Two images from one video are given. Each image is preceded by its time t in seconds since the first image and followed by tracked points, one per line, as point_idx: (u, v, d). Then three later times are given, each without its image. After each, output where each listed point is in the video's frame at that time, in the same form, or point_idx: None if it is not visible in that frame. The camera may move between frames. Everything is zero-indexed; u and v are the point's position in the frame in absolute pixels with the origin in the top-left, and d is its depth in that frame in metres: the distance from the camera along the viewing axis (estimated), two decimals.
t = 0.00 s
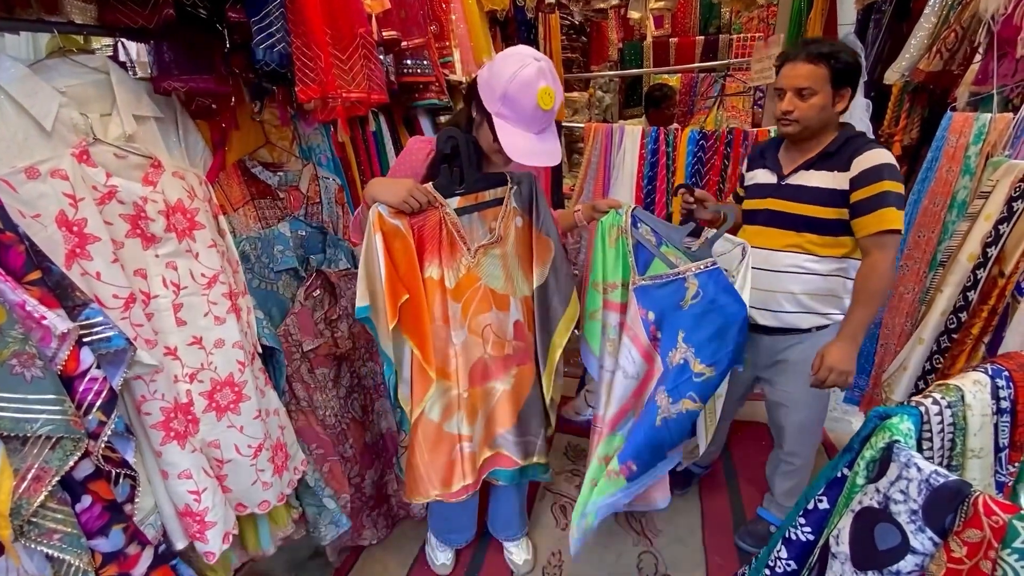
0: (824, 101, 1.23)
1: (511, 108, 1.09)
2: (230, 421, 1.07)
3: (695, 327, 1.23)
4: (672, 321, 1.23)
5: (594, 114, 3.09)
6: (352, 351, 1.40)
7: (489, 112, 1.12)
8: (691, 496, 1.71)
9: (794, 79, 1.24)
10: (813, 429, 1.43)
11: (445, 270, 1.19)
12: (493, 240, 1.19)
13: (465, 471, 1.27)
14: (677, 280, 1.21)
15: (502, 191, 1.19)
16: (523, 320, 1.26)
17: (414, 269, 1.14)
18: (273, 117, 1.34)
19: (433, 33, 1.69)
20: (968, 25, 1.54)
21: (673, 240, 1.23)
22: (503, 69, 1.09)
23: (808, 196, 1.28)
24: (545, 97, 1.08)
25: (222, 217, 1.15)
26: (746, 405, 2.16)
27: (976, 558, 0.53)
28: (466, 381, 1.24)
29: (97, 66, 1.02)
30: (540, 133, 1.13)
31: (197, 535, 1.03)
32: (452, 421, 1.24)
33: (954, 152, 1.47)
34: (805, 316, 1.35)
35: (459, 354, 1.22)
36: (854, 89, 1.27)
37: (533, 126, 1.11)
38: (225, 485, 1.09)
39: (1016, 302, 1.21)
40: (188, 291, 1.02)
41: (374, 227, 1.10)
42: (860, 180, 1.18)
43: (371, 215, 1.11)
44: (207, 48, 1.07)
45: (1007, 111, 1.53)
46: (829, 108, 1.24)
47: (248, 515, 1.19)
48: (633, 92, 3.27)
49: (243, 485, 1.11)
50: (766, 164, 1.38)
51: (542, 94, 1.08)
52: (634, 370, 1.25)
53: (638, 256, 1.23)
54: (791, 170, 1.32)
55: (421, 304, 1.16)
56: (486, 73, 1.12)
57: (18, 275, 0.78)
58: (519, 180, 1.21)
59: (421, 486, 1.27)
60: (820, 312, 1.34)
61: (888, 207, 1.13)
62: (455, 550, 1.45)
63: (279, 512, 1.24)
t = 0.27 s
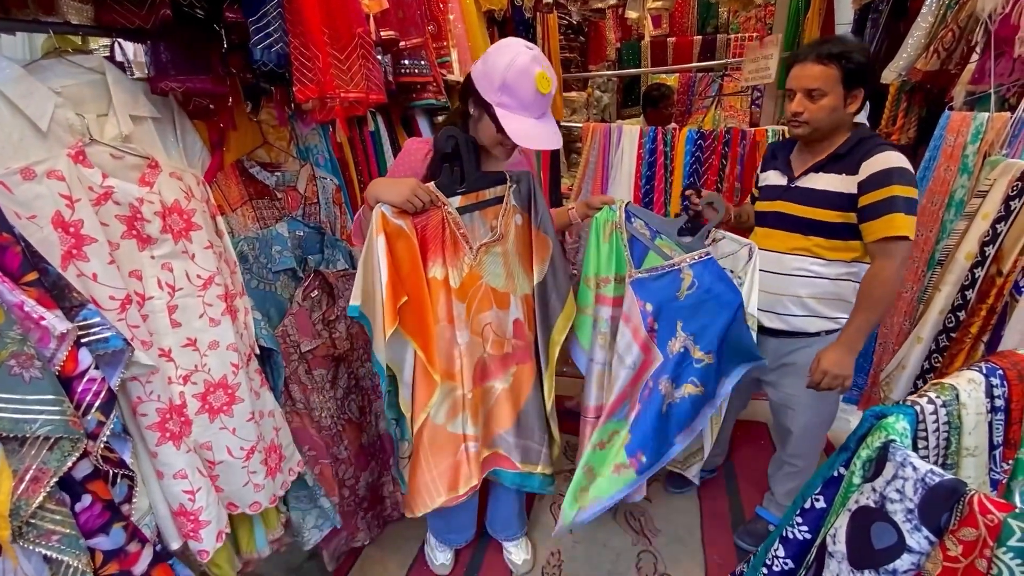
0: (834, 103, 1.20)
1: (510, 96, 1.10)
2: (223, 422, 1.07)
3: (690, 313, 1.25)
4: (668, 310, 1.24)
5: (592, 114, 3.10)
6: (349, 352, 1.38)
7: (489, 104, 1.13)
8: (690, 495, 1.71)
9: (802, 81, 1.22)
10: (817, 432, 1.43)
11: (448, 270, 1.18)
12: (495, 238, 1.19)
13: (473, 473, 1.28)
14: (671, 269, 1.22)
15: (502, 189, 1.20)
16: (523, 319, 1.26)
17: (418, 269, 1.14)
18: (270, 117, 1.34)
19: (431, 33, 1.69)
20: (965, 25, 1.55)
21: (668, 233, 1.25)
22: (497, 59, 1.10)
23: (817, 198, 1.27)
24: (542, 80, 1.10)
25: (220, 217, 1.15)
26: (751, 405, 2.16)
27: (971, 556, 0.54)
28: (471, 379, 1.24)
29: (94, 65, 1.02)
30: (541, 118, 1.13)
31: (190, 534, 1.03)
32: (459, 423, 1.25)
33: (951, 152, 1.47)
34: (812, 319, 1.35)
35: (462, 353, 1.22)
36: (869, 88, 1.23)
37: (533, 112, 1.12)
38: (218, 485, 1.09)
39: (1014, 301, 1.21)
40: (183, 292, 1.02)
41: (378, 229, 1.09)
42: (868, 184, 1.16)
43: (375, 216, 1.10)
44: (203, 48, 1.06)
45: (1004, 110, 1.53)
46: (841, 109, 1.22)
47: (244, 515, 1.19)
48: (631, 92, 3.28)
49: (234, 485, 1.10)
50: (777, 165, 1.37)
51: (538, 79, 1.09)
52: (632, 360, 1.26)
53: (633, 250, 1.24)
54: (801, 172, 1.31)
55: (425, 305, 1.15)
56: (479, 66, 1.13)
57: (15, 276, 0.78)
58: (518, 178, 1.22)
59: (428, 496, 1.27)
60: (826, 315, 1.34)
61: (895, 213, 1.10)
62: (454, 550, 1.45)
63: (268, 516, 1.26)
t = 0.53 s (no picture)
0: (844, 102, 1.20)
1: (512, 70, 1.17)
2: (219, 424, 1.07)
3: (694, 301, 1.26)
4: (669, 299, 1.28)
5: (590, 113, 3.05)
6: (345, 353, 1.38)
7: (495, 86, 1.17)
8: (688, 494, 1.70)
9: (813, 80, 1.21)
10: (819, 433, 1.43)
11: (453, 278, 1.18)
12: (498, 247, 1.19)
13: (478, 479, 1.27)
14: (670, 259, 1.25)
15: (506, 198, 1.20)
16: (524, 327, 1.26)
17: (423, 278, 1.13)
18: (266, 117, 1.33)
19: (427, 32, 1.69)
20: (961, 24, 1.55)
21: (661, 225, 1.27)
22: (488, 43, 1.18)
23: (825, 199, 1.26)
24: (533, 52, 1.20)
25: (216, 218, 1.14)
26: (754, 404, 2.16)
27: (969, 556, 0.54)
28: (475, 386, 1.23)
29: (88, 66, 1.01)
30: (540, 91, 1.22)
31: (187, 536, 1.03)
32: (466, 429, 1.24)
33: (949, 150, 1.44)
34: (816, 322, 1.35)
35: (466, 360, 1.21)
36: (880, 86, 1.22)
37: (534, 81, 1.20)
38: (213, 487, 1.09)
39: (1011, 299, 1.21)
40: (179, 294, 1.02)
41: (384, 237, 1.09)
42: (877, 186, 1.15)
43: (382, 224, 1.09)
44: (200, 47, 1.06)
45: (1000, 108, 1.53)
46: (850, 108, 1.21)
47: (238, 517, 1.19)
48: (628, 91, 3.28)
49: (231, 487, 1.10)
50: (790, 164, 1.37)
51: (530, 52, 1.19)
52: (639, 350, 1.32)
53: (629, 245, 1.28)
54: (811, 172, 1.30)
55: (429, 313, 1.15)
56: (468, 60, 1.20)
57: (8, 278, 0.77)
58: (522, 187, 1.22)
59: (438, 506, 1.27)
60: (829, 318, 1.34)
61: (904, 216, 1.10)
62: (453, 550, 1.45)
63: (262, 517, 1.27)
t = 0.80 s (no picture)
0: (848, 101, 1.20)
1: (508, 58, 1.19)
2: (216, 424, 1.07)
3: (698, 292, 1.33)
4: (676, 295, 1.33)
5: (587, 113, 3.06)
6: (341, 354, 1.38)
7: (494, 75, 1.18)
8: (686, 493, 1.71)
9: (816, 79, 1.21)
10: (818, 434, 1.43)
11: (462, 291, 1.17)
12: (508, 262, 1.20)
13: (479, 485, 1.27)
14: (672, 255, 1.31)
15: (520, 214, 1.21)
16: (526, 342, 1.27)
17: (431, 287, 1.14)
18: (262, 117, 1.33)
19: (424, 32, 1.69)
20: (956, 23, 1.55)
21: (660, 225, 1.35)
22: (481, 34, 1.19)
23: (828, 199, 1.27)
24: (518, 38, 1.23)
25: (211, 218, 1.14)
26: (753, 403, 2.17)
27: (970, 556, 0.54)
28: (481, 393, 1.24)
29: (83, 66, 1.01)
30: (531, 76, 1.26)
31: (184, 538, 1.03)
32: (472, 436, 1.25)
33: (944, 148, 1.46)
34: (817, 323, 1.34)
35: (471, 369, 1.21)
36: (887, 86, 1.21)
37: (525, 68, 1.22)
38: (210, 488, 1.09)
39: (1006, 297, 1.21)
40: (174, 295, 1.01)
41: (396, 242, 1.10)
42: (881, 186, 1.15)
43: (394, 230, 1.10)
44: (194, 48, 1.06)
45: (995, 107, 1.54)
46: (854, 107, 1.21)
47: (231, 518, 1.20)
48: (626, 91, 3.28)
49: (228, 488, 1.10)
50: (795, 164, 1.37)
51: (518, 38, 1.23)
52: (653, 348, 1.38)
53: (630, 247, 1.36)
54: (816, 171, 1.31)
55: (436, 321, 1.15)
56: (463, 54, 1.20)
57: (2, 280, 0.77)
58: (536, 205, 1.23)
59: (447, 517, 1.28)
60: (832, 320, 1.33)
61: (908, 217, 1.10)
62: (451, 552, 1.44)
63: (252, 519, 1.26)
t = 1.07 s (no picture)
0: (847, 101, 1.20)
1: (503, 51, 1.19)
2: (208, 426, 1.07)
3: (702, 288, 1.26)
4: (681, 291, 1.26)
5: (584, 113, 3.06)
6: (336, 355, 1.37)
7: (494, 68, 1.19)
8: (684, 492, 1.71)
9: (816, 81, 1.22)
10: (818, 434, 1.44)
11: (471, 298, 1.15)
12: (517, 270, 1.19)
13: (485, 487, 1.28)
14: (672, 252, 1.25)
15: (530, 222, 1.20)
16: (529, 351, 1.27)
17: (442, 293, 1.11)
18: (257, 117, 1.34)
19: (419, 32, 1.69)
20: (951, 22, 1.55)
21: (662, 223, 1.28)
22: (473, 29, 1.19)
23: (831, 199, 1.27)
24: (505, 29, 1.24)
25: (204, 219, 1.14)
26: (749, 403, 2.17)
27: (971, 558, 0.53)
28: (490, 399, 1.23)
29: (78, 67, 1.01)
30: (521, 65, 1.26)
31: (175, 538, 1.03)
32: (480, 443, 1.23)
33: (938, 148, 1.48)
34: (818, 322, 1.35)
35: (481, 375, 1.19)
36: (889, 86, 1.21)
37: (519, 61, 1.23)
38: (202, 488, 1.09)
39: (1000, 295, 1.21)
40: (168, 296, 1.02)
41: (408, 245, 1.07)
42: (885, 186, 1.16)
43: (408, 233, 1.08)
44: (187, 47, 1.05)
45: (991, 106, 1.51)
46: (854, 107, 1.21)
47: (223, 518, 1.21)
48: (622, 90, 3.29)
49: (220, 488, 1.10)
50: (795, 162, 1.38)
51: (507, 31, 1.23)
52: (665, 347, 1.30)
53: (632, 247, 1.28)
54: (818, 170, 1.31)
55: (448, 328, 1.13)
56: (459, 52, 1.19)
57: None
58: (547, 214, 1.22)
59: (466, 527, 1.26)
60: (835, 320, 1.33)
61: (912, 216, 1.10)
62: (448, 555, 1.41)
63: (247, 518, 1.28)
